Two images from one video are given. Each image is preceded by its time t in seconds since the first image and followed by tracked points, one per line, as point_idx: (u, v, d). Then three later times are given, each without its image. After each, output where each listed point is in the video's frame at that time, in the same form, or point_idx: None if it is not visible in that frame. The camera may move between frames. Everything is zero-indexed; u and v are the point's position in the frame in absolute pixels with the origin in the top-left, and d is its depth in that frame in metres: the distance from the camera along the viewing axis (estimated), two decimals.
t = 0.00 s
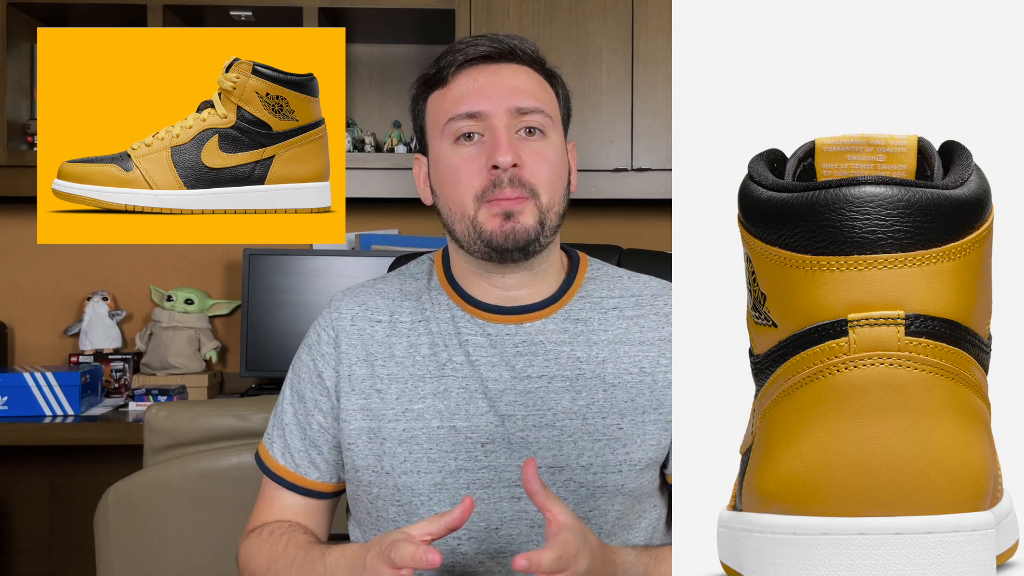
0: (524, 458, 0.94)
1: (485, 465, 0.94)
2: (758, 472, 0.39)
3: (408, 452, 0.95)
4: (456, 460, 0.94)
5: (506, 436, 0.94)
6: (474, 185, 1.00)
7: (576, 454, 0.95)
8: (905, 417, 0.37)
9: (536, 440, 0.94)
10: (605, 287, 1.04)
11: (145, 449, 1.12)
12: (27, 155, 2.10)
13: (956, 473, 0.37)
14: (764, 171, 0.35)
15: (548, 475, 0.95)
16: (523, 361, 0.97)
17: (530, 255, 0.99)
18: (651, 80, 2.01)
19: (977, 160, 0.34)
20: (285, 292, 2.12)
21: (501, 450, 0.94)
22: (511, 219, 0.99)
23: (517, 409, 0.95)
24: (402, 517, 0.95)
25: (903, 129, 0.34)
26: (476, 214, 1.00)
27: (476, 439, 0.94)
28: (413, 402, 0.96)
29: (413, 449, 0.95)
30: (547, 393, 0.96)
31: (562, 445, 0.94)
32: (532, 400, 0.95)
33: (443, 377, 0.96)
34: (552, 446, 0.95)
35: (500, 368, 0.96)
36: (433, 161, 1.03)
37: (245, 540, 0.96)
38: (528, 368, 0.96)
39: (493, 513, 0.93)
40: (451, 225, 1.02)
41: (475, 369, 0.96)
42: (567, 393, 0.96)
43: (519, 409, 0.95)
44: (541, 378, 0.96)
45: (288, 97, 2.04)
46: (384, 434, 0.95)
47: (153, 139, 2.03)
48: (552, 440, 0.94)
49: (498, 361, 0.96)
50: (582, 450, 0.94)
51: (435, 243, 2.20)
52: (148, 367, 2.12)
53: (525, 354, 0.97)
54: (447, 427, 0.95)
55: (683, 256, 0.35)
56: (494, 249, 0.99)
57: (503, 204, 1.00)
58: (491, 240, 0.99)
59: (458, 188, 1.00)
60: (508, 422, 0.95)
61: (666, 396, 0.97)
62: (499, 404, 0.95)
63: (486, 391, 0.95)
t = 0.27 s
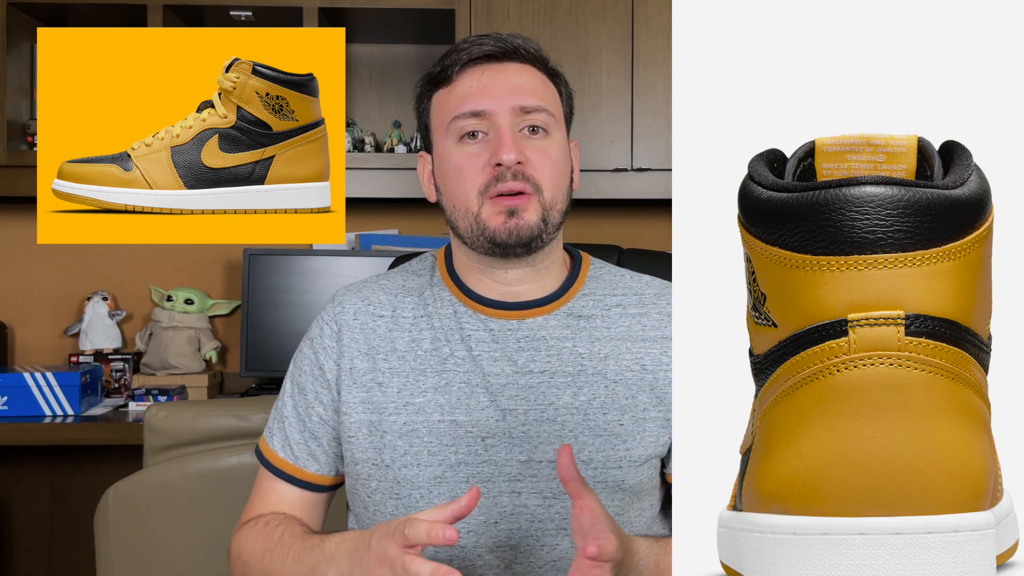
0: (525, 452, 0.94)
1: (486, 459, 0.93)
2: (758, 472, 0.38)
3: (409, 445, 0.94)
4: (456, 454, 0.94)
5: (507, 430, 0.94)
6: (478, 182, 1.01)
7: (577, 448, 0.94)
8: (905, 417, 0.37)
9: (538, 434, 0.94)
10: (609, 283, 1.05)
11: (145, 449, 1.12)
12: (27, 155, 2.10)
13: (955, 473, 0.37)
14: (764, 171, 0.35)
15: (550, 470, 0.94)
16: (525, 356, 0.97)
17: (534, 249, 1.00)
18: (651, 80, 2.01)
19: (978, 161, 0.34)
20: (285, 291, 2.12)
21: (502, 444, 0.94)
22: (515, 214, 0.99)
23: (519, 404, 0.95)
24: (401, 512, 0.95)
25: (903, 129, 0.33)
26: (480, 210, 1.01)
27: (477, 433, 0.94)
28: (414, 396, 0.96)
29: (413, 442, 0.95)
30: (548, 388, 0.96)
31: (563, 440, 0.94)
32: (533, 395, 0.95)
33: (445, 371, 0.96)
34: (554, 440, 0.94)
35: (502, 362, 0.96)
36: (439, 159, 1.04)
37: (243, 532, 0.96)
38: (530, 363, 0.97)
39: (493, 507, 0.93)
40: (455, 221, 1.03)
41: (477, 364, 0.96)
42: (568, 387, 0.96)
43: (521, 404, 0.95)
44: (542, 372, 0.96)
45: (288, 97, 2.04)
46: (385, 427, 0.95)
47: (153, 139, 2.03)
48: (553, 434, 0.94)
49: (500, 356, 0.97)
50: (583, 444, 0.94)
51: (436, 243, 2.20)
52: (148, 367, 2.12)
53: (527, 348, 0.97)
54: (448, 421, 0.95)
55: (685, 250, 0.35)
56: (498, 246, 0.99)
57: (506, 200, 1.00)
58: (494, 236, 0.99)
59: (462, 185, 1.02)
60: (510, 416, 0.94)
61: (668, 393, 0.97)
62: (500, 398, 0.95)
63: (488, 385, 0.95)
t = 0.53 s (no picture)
0: (525, 451, 0.93)
1: (487, 458, 0.93)
2: (758, 472, 0.39)
3: (409, 446, 0.95)
4: (457, 454, 0.94)
5: (507, 430, 0.94)
6: (479, 184, 1.00)
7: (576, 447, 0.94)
8: (905, 418, 0.37)
9: (537, 434, 0.94)
10: (605, 282, 1.05)
11: (145, 449, 1.12)
12: (27, 155, 2.10)
13: (955, 473, 0.37)
14: (765, 170, 0.35)
15: (549, 469, 0.93)
16: (524, 356, 0.97)
17: (534, 250, 1.00)
18: (651, 80, 2.01)
19: (978, 161, 0.34)
20: (285, 292, 2.12)
21: (502, 444, 0.94)
22: (519, 215, 0.99)
23: (518, 404, 0.95)
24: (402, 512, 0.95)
25: (903, 129, 0.34)
26: (482, 210, 1.00)
27: (476, 433, 0.94)
28: (415, 397, 0.96)
29: (414, 443, 0.95)
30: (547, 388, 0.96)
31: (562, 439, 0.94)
32: (532, 395, 0.95)
33: (445, 372, 0.96)
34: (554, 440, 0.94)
35: (501, 362, 0.96)
36: (438, 161, 1.03)
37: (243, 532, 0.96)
38: (529, 363, 0.97)
39: (495, 507, 0.93)
40: (457, 224, 1.02)
41: (477, 364, 0.96)
42: (567, 387, 0.96)
43: (520, 404, 0.95)
44: (541, 372, 0.97)
45: (288, 97, 2.04)
46: (386, 428, 0.95)
47: (153, 139, 2.03)
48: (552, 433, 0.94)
49: (499, 356, 0.97)
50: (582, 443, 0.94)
51: (436, 242, 2.20)
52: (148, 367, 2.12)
53: (526, 348, 0.97)
54: (448, 421, 0.95)
55: (686, 251, 0.35)
56: (501, 247, 0.99)
57: (510, 201, 1.00)
58: (498, 237, 0.99)
59: (463, 186, 1.00)
60: (510, 416, 0.94)
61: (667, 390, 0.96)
62: (500, 399, 0.95)
63: (488, 386, 0.95)
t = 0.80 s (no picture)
0: (517, 451, 0.94)
1: (480, 456, 0.93)
2: (759, 472, 0.38)
3: (405, 445, 0.95)
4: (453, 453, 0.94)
5: (500, 429, 0.94)
6: (466, 182, 1.01)
7: (569, 446, 0.94)
8: (905, 418, 0.38)
9: (529, 433, 0.94)
10: (598, 282, 1.04)
11: (145, 449, 1.12)
12: (26, 155, 2.10)
13: (955, 473, 0.37)
14: (765, 170, 0.35)
15: (541, 467, 0.94)
16: (517, 356, 0.97)
17: (522, 245, 1.01)
18: (651, 80, 2.01)
19: (978, 160, 0.33)
20: (285, 292, 2.12)
21: (495, 443, 0.94)
22: (502, 210, 1.00)
23: (511, 403, 0.94)
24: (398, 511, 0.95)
25: (903, 129, 0.33)
26: (468, 207, 1.02)
27: (471, 431, 0.94)
28: (410, 396, 0.96)
29: (410, 442, 0.95)
30: (539, 387, 0.95)
31: (554, 437, 0.94)
32: (525, 395, 0.95)
33: (439, 371, 0.96)
34: (545, 438, 0.94)
35: (495, 362, 0.96)
36: (430, 160, 1.04)
37: (249, 539, 0.95)
38: (522, 362, 0.96)
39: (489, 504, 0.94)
40: (447, 221, 1.03)
41: (471, 364, 0.96)
42: (559, 386, 0.95)
43: (513, 403, 0.94)
44: (534, 371, 0.96)
45: (288, 97, 2.04)
46: (382, 428, 0.95)
47: (153, 139, 2.03)
48: (543, 431, 0.94)
49: (493, 356, 0.96)
50: (575, 442, 0.94)
51: (436, 242, 2.20)
52: (148, 367, 2.12)
53: (519, 348, 0.97)
54: (442, 420, 0.95)
55: (685, 251, 0.35)
56: (487, 241, 1.00)
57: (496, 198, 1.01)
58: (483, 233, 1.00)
59: (452, 185, 1.02)
60: (502, 415, 0.94)
61: (661, 388, 0.96)
62: (493, 398, 0.95)
63: (482, 385, 0.95)
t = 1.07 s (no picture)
0: (514, 453, 0.94)
1: (477, 459, 0.94)
2: (758, 472, 0.38)
3: (401, 449, 0.95)
4: (449, 456, 0.94)
5: (496, 432, 0.94)
6: (453, 195, 1.00)
7: (565, 447, 0.94)
8: (905, 417, 0.38)
9: (525, 435, 0.94)
10: (594, 285, 1.04)
11: (146, 449, 1.12)
12: (26, 155, 2.10)
13: (955, 473, 0.37)
14: (765, 171, 0.35)
15: (539, 469, 0.94)
16: (513, 359, 0.96)
17: (514, 260, 1.00)
18: (651, 80, 2.01)
19: (979, 160, 0.33)
20: (285, 292, 2.12)
21: (492, 446, 0.94)
22: (491, 230, 0.99)
23: (506, 406, 0.94)
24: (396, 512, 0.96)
25: (903, 129, 0.33)
26: (457, 221, 1.00)
27: (467, 435, 0.94)
28: (406, 400, 0.96)
29: (406, 446, 0.95)
30: (536, 389, 0.95)
31: (550, 440, 0.94)
32: (521, 396, 0.95)
33: (435, 375, 0.96)
34: (541, 441, 0.94)
35: (490, 365, 0.96)
36: (416, 169, 1.03)
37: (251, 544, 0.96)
38: (518, 364, 0.96)
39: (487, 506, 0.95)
40: (437, 231, 1.03)
41: (467, 366, 0.96)
42: (555, 388, 0.96)
43: (508, 405, 0.94)
44: (530, 373, 0.96)
45: (288, 97, 2.04)
46: (378, 432, 0.96)
47: (153, 139, 2.03)
48: (539, 434, 0.94)
49: (488, 359, 0.96)
50: (571, 444, 0.94)
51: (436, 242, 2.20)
52: (148, 367, 2.12)
53: (514, 351, 0.97)
54: (439, 423, 0.95)
55: (686, 255, 0.35)
56: (476, 258, 0.99)
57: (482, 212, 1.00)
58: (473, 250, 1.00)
59: (439, 197, 1.01)
60: (498, 418, 0.94)
61: (658, 389, 0.96)
62: (489, 401, 0.94)
63: (478, 388, 0.95)
